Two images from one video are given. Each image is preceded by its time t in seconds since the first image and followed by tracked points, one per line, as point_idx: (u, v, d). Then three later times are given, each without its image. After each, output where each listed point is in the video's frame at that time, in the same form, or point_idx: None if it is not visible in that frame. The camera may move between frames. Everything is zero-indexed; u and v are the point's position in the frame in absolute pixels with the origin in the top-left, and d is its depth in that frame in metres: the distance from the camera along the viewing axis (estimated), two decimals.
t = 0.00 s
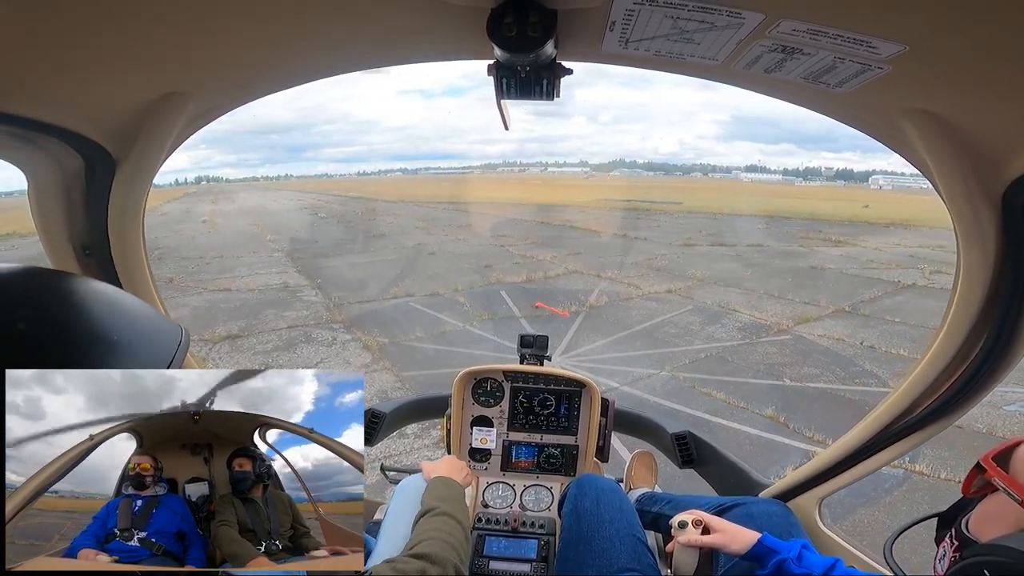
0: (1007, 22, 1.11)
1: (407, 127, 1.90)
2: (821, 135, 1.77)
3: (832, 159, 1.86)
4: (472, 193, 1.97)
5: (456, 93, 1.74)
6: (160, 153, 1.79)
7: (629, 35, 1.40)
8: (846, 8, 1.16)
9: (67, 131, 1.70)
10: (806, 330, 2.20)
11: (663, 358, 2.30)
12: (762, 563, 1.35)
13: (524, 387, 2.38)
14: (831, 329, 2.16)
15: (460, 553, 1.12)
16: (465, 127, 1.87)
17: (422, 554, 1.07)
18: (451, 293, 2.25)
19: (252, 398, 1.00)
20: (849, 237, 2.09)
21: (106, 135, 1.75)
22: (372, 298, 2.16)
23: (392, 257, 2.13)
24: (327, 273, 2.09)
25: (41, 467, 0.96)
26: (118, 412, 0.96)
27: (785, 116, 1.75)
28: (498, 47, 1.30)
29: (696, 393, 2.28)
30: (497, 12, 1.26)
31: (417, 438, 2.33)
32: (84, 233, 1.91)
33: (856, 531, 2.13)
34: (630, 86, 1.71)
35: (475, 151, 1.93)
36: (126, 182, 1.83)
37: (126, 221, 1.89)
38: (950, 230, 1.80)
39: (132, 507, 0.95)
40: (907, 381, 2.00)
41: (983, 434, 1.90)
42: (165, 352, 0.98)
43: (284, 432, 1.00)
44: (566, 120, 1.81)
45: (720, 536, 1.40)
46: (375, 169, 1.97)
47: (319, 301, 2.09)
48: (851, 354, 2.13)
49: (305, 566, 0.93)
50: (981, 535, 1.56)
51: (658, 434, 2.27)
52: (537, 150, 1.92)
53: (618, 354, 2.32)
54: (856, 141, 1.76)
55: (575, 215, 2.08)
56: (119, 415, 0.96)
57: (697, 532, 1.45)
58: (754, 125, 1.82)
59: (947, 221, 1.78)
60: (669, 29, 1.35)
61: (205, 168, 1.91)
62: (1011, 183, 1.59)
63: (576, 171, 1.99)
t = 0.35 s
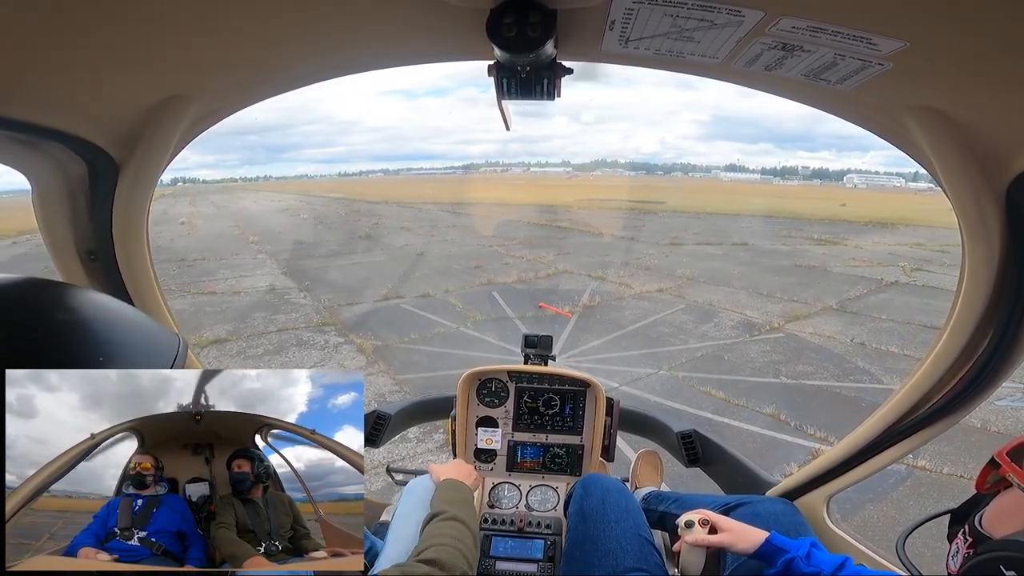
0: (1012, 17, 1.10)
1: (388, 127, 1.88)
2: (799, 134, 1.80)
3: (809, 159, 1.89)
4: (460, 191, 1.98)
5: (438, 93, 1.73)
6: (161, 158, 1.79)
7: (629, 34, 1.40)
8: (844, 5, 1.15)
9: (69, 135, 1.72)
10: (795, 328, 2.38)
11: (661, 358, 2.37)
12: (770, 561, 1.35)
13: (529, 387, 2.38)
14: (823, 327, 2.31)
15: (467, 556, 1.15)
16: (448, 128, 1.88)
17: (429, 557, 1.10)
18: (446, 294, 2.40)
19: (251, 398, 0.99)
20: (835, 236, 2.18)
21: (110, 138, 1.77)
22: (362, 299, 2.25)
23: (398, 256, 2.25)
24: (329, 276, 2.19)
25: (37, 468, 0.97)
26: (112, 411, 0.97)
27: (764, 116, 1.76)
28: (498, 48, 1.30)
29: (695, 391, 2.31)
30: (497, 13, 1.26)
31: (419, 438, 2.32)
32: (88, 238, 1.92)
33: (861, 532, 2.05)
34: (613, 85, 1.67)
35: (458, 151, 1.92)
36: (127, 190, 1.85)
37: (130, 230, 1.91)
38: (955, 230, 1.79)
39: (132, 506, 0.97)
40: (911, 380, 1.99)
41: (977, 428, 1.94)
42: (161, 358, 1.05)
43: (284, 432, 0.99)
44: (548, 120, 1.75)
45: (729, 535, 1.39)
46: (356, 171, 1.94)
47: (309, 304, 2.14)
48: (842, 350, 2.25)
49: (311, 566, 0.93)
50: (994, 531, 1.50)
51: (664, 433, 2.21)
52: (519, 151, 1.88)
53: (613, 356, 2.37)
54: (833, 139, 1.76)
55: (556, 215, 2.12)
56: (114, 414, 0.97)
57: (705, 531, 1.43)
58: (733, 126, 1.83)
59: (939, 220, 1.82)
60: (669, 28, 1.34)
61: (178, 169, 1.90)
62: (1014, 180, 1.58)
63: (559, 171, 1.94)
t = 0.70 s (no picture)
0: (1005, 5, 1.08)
1: (369, 128, 1.86)
2: (778, 133, 1.83)
3: (787, 158, 1.91)
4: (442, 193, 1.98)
5: (421, 94, 1.74)
6: (158, 161, 1.80)
7: (620, 32, 1.40)
8: None
9: (61, 142, 1.73)
10: (791, 325, 2.20)
11: (658, 358, 2.27)
12: (777, 556, 1.34)
13: (529, 386, 2.37)
14: (817, 323, 2.15)
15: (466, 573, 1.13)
16: (429, 128, 1.87)
17: None
18: (440, 296, 2.25)
19: (246, 399, 0.98)
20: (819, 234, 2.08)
21: (105, 145, 1.78)
22: (355, 301, 2.09)
23: (369, 261, 2.09)
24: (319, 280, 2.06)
25: (34, 469, 0.99)
26: (107, 409, 0.98)
27: (748, 115, 1.79)
28: (490, 48, 1.30)
29: (696, 391, 2.25)
30: (488, 13, 1.27)
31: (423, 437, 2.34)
32: (87, 247, 1.94)
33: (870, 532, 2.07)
34: (593, 86, 1.69)
35: (440, 153, 1.93)
36: (124, 195, 1.86)
37: (126, 235, 1.92)
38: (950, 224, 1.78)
39: (132, 505, 0.97)
40: (909, 373, 1.98)
41: (975, 423, 1.94)
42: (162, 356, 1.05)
43: (283, 435, 0.98)
44: (531, 120, 1.80)
45: (737, 529, 1.38)
46: (338, 172, 1.90)
47: (298, 306, 2.04)
48: (846, 347, 2.11)
49: (318, 566, 0.95)
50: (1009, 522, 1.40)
51: (667, 430, 2.24)
52: (502, 151, 1.88)
53: (608, 359, 2.29)
54: (809, 138, 1.82)
55: (546, 216, 2.11)
56: (109, 413, 0.98)
57: (715, 526, 1.41)
58: (716, 125, 1.85)
59: (911, 218, 1.90)
60: (660, 25, 1.34)
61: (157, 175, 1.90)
62: (1008, 171, 1.57)
63: (541, 171, 1.95)
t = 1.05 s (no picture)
0: (992, 16, 1.11)
1: (350, 129, 1.82)
2: (757, 134, 1.81)
3: (765, 159, 1.88)
4: (425, 195, 1.93)
5: (404, 95, 1.72)
6: (148, 158, 1.78)
7: (617, 35, 1.41)
8: (828, 6, 1.17)
9: (54, 138, 1.71)
10: (783, 326, 2.25)
11: (657, 358, 2.30)
12: (762, 560, 1.35)
13: (520, 388, 2.38)
14: (809, 322, 2.20)
15: None
16: (413, 129, 1.83)
17: None
18: (429, 299, 2.20)
19: (244, 398, 0.99)
20: (806, 236, 2.06)
21: (94, 143, 1.75)
22: (344, 304, 2.08)
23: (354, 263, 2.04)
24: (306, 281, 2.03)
25: (35, 468, 0.99)
26: (103, 406, 0.98)
27: (723, 114, 1.76)
28: (487, 51, 1.31)
29: (696, 391, 2.28)
30: (486, 15, 1.27)
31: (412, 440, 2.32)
32: (74, 243, 1.91)
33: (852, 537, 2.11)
34: (576, 87, 1.67)
35: (423, 153, 1.88)
36: (113, 191, 1.83)
37: (115, 233, 1.90)
38: (938, 227, 1.81)
39: (131, 506, 0.97)
40: (902, 373, 2.00)
41: (972, 419, 1.96)
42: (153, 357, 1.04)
43: (281, 431, 0.99)
44: (514, 122, 1.78)
45: (723, 534, 1.40)
46: (319, 173, 1.87)
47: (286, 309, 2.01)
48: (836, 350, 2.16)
49: (306, 566, 0.96)
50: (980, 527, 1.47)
51: (656, 434, 2.24)
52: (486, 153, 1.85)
53: (606, 360, 2.32)
54: (788, 139, 1.82)
55: (531, 217, 2.04)
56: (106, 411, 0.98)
57: (700, 531, 1.45)
58: (696, 125, 1.81)
59: (892, 218, 1.92)
60: (656, 29, 1.35)
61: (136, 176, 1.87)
62: (996, 178, 1.61)
63: (524, 172, 1.91)
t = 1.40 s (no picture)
0: (988, 16, 1.12)
1: (328, 130, 1.87)
2: (734, 135, 1.88)
3: (744, 159, 1.98)
4: (412, 196, 2.03)
5: (386, 95, 1.73)
6: (144, 152, 1.76)
7: (614, 32, 1.41)
8: (827, 5, 1.17)
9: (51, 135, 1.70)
10: (773, 325, 2.29)
11: (655, 359, 2.28)
12: (755, 555, 1.36)
13: (516, 383, 2.38)
14: (796, 322, 2.26)
15: None
16: (394, 130, 1.86)
17: None
18: (422, 300, 2.30)
19: (241, 399, 0.99)
20: (789, 237, 2.18)
21: (90, 139, 1.74)
22: (333, 307, 2.17)
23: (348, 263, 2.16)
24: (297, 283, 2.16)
25: (35, 469, 0.97)
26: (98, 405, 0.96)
27: (707, 118, 1.83)
28: (484, 47, 1.31)
29: (692, 389, 2.27)
30: (483, 11, 1.27)
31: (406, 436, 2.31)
32: (67, 239, 1.89)
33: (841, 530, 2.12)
34: (559, 90, 1.67)
35: (404, 155, 1.93)
36: (107, 186, 1.81)
37: (108, 230, 1.88)
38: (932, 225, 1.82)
39: (131, 507, 0.96)
40: (894, 370, 2.02)
41: (964, 417, 1.97)
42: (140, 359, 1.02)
43: (281, 432, 1.00)
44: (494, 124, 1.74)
45: (714, 529, 1.43)
46: (299, 174, 1.96)
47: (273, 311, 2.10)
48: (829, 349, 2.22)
49: (301, 566, 0.93)
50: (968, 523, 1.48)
51: (651, 430, 2.27)
52: (470, 154, 1.85)
53: (603, 360, 2.30)
54: (764, 140, 1.89)
55: (520, 218, 2.11)
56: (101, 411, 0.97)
57: (692, 525, 1.48)
58: (676, 125, 1.86)
59: (866, 216, 2.04)
60: (654, 26, 1.36)
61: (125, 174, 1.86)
62: (991, 176, 1.62)
63: (506, 173, 1.93)
